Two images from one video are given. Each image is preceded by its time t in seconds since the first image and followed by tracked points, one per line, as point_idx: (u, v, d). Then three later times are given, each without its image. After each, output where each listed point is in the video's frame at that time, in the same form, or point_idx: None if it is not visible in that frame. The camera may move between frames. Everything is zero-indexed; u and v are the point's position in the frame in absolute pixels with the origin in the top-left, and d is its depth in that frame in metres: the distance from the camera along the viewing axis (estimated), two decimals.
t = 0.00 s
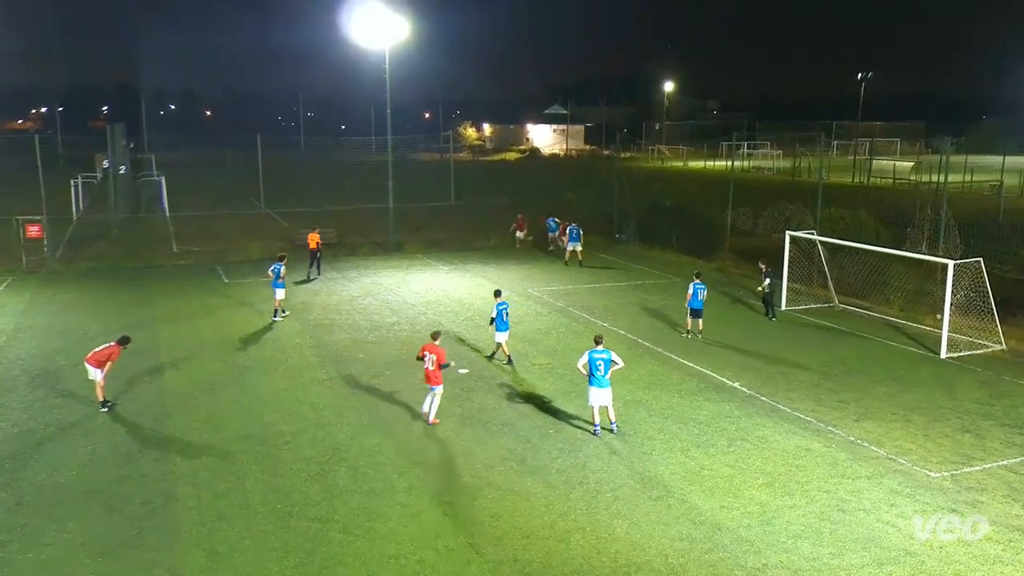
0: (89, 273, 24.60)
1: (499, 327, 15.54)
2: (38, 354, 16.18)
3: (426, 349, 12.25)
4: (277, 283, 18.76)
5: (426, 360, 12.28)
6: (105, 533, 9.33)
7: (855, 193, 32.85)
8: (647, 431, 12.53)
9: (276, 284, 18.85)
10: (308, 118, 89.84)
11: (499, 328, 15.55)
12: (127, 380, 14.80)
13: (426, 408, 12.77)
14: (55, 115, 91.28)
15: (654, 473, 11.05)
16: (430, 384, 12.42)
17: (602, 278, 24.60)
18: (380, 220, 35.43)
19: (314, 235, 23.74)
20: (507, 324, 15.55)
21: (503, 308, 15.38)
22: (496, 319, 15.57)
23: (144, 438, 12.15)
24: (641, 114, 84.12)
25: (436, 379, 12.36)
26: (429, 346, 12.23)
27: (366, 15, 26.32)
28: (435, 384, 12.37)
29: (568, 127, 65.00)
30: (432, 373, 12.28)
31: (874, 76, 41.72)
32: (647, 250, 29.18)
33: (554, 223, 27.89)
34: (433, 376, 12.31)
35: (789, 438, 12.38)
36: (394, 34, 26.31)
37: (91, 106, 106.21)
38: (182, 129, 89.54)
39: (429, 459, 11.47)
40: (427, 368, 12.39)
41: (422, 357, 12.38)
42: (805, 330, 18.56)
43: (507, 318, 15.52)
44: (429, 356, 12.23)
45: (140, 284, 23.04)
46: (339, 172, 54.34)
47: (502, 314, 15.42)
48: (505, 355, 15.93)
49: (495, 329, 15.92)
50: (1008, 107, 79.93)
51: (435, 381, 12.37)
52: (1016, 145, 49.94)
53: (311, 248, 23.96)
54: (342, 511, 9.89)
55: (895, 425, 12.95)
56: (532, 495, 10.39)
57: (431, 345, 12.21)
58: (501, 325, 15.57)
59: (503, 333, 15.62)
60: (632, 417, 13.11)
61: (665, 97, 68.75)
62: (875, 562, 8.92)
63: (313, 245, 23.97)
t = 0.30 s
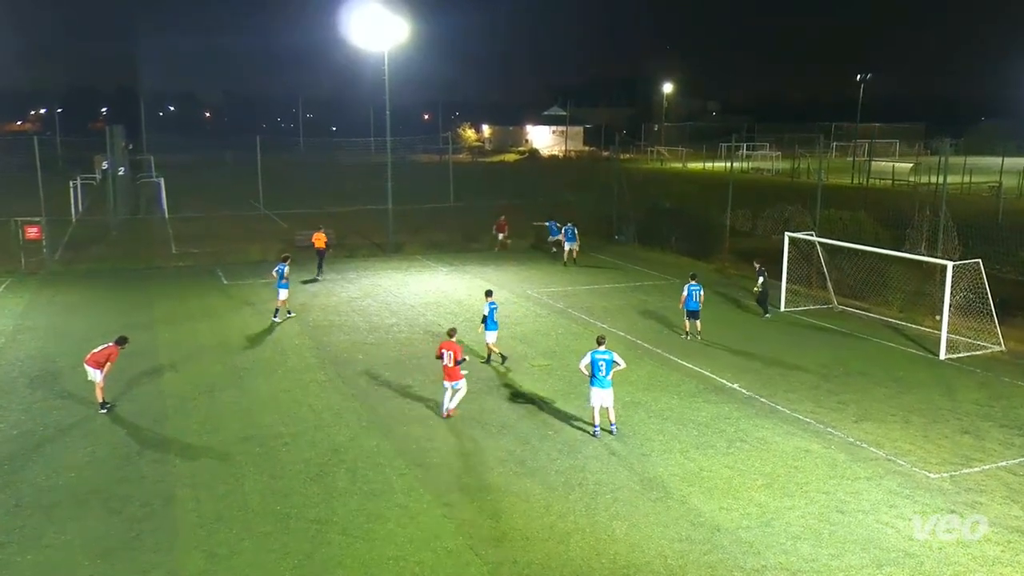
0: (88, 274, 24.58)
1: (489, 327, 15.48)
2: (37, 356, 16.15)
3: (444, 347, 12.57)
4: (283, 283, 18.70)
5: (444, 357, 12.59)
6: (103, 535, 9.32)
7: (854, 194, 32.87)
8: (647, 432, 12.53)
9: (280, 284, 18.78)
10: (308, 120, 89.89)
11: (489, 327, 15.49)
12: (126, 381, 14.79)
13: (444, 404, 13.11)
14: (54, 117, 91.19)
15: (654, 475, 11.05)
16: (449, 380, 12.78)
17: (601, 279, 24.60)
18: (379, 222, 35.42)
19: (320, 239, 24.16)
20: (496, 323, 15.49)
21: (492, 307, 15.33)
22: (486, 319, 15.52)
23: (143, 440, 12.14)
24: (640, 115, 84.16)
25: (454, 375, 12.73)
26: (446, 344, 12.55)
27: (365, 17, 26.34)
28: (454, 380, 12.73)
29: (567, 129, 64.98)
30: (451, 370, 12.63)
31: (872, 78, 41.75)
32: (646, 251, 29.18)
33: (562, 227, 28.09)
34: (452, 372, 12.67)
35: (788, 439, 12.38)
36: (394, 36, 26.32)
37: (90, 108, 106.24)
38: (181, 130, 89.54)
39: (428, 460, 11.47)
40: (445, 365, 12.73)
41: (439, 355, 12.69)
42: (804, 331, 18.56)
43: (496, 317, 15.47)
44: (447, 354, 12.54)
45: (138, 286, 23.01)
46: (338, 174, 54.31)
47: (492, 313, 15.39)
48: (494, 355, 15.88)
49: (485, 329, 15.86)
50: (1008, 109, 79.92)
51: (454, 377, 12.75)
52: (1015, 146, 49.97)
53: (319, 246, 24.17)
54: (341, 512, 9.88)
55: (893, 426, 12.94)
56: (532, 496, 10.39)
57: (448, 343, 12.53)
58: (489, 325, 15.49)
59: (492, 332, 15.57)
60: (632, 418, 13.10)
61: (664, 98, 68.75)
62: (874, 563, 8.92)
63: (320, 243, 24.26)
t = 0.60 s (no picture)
0: (85, 276, 24.53)
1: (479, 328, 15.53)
2: (34, 358, 16.11)
3: (460, 344, 12.75)
4: (287, 283, 19.13)
5: (461, 354, 12.78)
6: (100, 537, 9.31)
7: (851, 195, 32.93)
8: (645, 433, 12.55)
9: (284, 283, 19.10)
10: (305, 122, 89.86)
11: (478, 328, 15.58)
12: (123, 383, 14.77)
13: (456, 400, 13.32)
14: (51, 118, 91.02)
15: (651, 475, 11.07)
16: (464, 377, 12.97)
17: (598, 281, 24.63)
18: (377, 224, 35.38)
19: (321, 235, 24.44)
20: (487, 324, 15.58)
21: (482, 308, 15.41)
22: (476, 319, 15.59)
23: (139, 442, 12.12)
24: (638, 116, 84.19)
25: (470, 372, 12.93)
26: (463, 342, 12.74)
27: (363, 18, 26.31)
28: (470, 377, 12.93)
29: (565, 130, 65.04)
30: (468, 367, 12.82)
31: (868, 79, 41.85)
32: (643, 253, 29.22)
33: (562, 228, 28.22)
34: (469, 369, 12.86)
35: (785, 440, 12.41)
36: (391, 37, 26.27)
37: (87, 109, 105.99)
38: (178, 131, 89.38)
39: (426, 461, 11.47)
40: (461, 362, 12.92)
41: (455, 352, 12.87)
42: (801, 332, 18.60)
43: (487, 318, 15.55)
44: (464, 351, 12.74)
45: (135, 287, 22.97)
46: (335, 175, 54.31)
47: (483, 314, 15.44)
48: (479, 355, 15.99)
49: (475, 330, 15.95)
50: (1004, 109, 80.05)
51: (469, 374, 12.95)
52: (1011, 148, 50.09)
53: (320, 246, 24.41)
54: (339, 514, 9.87)
55: (890, 427, 12.97)
56: (529, 497, 10.39)
57: (465, 340, 12.73)
58: (480, 326, 15.58)
59: (483, 333, 15.65)
60: (630, 419, 13.12)
61: (661, 100, 68.79)
62: (871, 564, 8.93)
63: (321, 242, 24.58)
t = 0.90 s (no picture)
0: (81, 277, 24.47)
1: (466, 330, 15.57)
2: (30, 359, 16.07)
3: (469, 340, 12.93)
4: (288, 283, 19.14)
5: (469, 349, 12.90)
6: (97, 538, 9.29)
7: (848, 196, 32.99)
8: (642, 434, 12.55)
9: (286, 283, 19.19)
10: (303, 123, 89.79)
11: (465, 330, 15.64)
12: (120, 384, 14.75)
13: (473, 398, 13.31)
14: (47, 119, 90.84)
15: (649, 476, 11.08)
16: (472, 374, 12.97)
17: (595, 281, 24.65)
18: (374, 224, 35.35)
19: (325, 234, 24.71)
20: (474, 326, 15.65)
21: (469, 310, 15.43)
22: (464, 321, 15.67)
23: (136, 443, 12.10)
24: (635, 117, 84.27)
25: (478, 368, 12.92)
26: (473, 338, 12.94)
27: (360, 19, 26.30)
28: (479, 372, 12.90)
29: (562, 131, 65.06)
30: (475, 362, 12.86)
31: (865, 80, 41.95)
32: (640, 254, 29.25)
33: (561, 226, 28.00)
34: (477, 364, 12.87)
35: (782, 440, 12.43)
36: (388, 38, 26.25)
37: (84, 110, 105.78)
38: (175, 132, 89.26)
39: (424, 462, 11.47)
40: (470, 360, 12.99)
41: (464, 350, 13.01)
42: (798, 332, 18.63)
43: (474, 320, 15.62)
44: (472, 346, 12.88)
45: (132, 288, 22.91)
46: (333, 176, 54.26)
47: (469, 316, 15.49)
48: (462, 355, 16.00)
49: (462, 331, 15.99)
50: (1000, 110, 80.24)
51: (477, 371, 12.93)
52: (1007, 148, 50.22)
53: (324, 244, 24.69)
54: (336, 515, 9.86)
55: (887, 428, 12.98)
56: (527, 498, 10.38)
57: (474, 336, 12.91)
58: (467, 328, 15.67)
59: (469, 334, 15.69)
60: (627, 420, 13.13)
61: (658, 100, 68.84)
62: (868, 564, 8.94)
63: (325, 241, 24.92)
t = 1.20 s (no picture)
0: (77, 278, 24.40)
1: (454, 328, 15.49)
2: (26, 360, 16.01)
3: (474, 337, 13.19)
4: (298, 283, 19.11)
5: (476, 346, 13.22)
6: (94, 539, 9.27)
7: (844, 197, 33.03)
8: (639, 434, 12.56)
9: (296, 284, 19.15)
10: (299, 123, 89.64)
11: (453, 329, 15.54)
12: (117, 385, 14.73)
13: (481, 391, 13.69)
14: (43, 119, 90.68)
15: (646, 476, 11.08)
16: (480, 368, 13.40)
17: (592, 281, 24.66)
18: (371, 225, 35.31)
19: (332, 233, 25.02)
20: (462, 325, 15.51)
21: (457, 309, 15.37)
22: (450, 320, 15.53)
23: (133, 444, 12.06)
24: (632, 117, 84.31)
25: (485, 362, 13.35)
26: (477, 334, 13.18)
27: (358, 20, 26.32)
28: (487, 367, 13.33)
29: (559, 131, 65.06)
30: (483, 357, 13.27)
31: (862, 81, 42.03)
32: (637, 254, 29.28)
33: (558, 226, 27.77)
34: (484, 359, 13.30)
35: (779, 441, 12.44)
36: (385, 39, 26.23)
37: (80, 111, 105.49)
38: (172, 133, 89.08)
39: (421, 462, 11.46)
40: (476, 354, 13.36)
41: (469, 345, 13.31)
42: (794, 333, 18.64)
43: (461, 320, 15.48)
44: (478, 343, 13.18)
45: (129, 289, 22.89)
46: (330, 176, 54.18)
47: (456, 316, 15.40)
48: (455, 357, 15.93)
49: (449, 330, 15.89)
50: (996, 110, 80.43)
51: (484, 365, 13.38)
52: (1003, 149, 50.34)
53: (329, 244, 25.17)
54: (333, 515, 9.85)
55: (884, 428, 12.99)
56: (524, 498, 10.38)
57: (478, 332, 13.15)
58: (455, 327, 15.54)
59: (458, 334, 15.59)
60: (625, 420, 13.15)
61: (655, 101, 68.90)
62: (865, 564, 8.94)
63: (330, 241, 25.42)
